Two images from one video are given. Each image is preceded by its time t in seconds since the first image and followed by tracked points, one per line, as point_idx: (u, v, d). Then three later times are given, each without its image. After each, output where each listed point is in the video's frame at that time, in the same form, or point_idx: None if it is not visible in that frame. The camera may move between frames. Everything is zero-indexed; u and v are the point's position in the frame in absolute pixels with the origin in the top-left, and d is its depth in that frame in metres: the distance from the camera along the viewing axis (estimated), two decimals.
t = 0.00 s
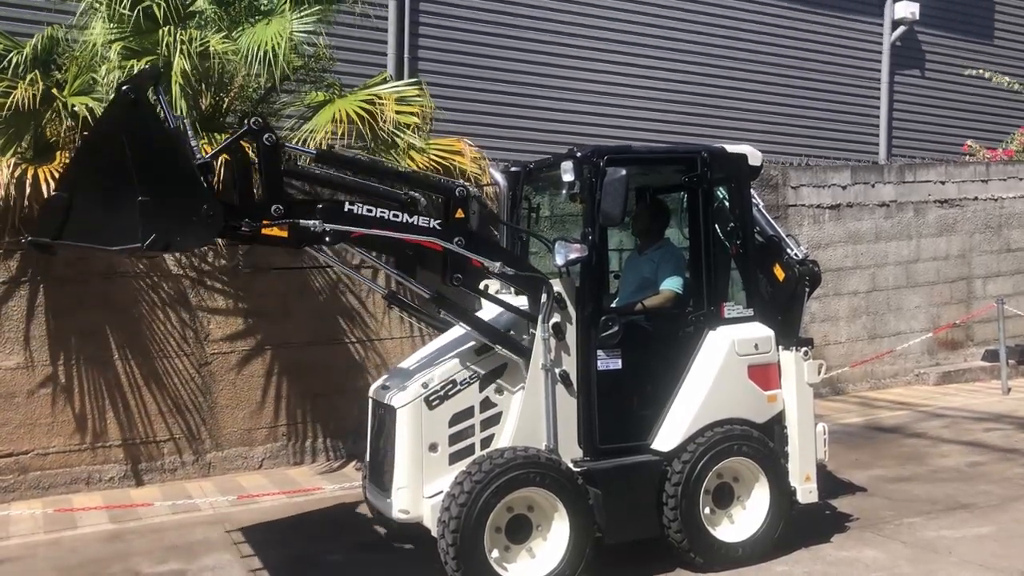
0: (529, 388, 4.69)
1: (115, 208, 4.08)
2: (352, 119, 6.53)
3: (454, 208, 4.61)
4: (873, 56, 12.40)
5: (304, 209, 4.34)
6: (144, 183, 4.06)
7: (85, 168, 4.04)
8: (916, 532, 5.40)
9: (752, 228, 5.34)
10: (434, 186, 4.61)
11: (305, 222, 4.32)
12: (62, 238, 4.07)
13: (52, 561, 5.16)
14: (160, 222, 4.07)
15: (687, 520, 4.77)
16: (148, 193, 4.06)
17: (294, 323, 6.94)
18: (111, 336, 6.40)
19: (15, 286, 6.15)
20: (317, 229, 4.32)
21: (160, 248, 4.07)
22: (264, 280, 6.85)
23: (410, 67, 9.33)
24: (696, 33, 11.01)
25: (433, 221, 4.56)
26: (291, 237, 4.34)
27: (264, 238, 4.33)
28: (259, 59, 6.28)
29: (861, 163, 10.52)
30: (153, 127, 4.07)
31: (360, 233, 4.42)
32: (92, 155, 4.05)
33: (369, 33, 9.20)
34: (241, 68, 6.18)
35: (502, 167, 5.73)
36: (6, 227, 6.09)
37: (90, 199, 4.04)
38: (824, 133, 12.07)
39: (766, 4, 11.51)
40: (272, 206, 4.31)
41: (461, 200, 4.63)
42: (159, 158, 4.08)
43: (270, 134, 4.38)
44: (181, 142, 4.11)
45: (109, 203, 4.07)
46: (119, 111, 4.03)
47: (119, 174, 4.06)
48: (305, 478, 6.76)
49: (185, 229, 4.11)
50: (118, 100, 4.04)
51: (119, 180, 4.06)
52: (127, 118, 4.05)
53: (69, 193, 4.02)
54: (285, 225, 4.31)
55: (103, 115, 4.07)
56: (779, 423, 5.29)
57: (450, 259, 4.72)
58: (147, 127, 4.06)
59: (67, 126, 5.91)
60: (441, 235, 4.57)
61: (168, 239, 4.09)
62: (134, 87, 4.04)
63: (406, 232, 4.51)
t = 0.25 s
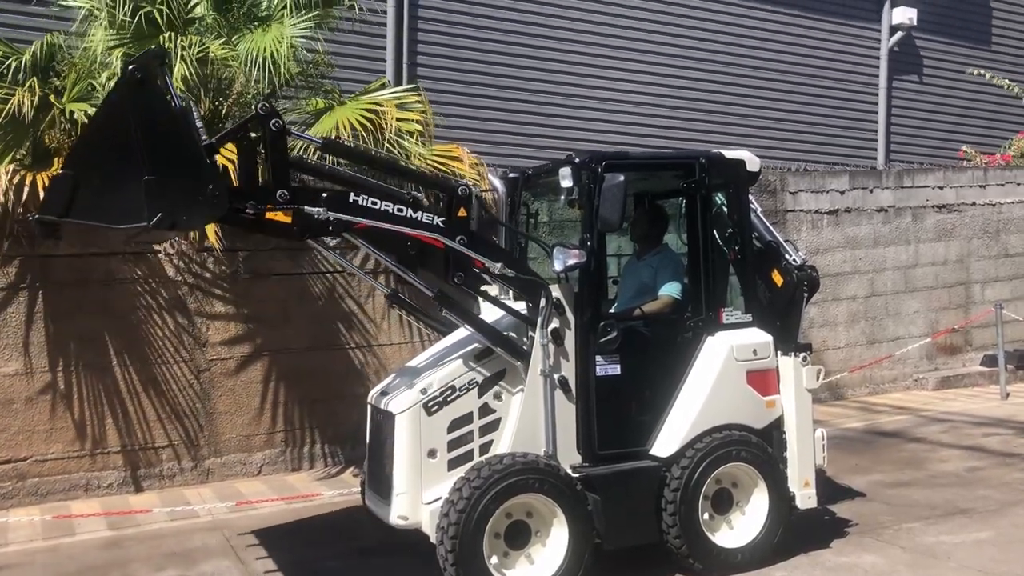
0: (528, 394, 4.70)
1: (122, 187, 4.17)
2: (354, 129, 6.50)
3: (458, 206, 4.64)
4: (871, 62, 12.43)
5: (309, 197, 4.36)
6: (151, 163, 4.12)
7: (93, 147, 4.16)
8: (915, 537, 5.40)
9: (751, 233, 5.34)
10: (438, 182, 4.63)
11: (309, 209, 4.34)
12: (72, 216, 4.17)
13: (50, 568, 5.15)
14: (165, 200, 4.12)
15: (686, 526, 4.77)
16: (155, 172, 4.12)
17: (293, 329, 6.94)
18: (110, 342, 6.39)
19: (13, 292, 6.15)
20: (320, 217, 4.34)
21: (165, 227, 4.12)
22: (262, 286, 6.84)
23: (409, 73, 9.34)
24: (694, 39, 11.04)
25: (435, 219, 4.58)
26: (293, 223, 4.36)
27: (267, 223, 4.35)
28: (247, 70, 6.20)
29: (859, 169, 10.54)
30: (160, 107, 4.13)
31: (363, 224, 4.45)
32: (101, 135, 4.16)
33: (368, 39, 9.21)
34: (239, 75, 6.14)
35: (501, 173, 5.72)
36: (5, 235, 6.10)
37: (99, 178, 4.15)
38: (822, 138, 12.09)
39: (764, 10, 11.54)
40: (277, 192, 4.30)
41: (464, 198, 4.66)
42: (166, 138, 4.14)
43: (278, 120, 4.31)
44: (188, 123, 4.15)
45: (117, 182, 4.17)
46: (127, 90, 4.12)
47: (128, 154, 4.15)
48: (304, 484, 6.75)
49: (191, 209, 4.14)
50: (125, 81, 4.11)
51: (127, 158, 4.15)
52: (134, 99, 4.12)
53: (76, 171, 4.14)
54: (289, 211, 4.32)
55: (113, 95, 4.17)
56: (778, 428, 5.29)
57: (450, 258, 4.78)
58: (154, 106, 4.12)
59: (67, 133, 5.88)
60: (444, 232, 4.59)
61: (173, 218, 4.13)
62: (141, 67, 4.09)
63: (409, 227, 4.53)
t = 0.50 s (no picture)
0: (528, 399, 4.70)
1: (129, 165, 4.08)
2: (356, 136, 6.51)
3: (460, 205, 4.75)
4: (869, 67, 12.45)
5: (315, 184, 4.43)
6: (160, 142, 4.09)
7: (100, 123, 4.01)
8: (914, 542, 5.39)
9: (749, 239, 5.35)
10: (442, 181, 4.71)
11: (315, 195, 4.39)
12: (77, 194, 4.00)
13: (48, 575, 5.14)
14: (176, 179, 4.11)
15: (685, 531, 4.76)
16: (164, 151, 4.09)
17: (292, 334, 6.94)
18: (108, 348, 6.39)
19: (13, 298, 6.14)
20: (325, 204, 4.39)
21: (175, 206, 4.11)
22: (261, 292, 6.85)
23: (407, 79, 9.36)
24: (692, 44, 11.06)
25: (440, 215, 4.64)
26: (298, 208, 4.40)
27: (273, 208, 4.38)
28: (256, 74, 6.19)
29: (857, 174, 10.56)
30: (170, 86, 4.10)
31: (369, 214, 4.51)
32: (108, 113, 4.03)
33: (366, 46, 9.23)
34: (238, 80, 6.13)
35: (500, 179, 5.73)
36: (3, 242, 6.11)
37: (107, 156, 4.03)
38: (820, 143, 12.10)
39: (762, 16, 11.56)
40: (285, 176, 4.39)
41: (467, 198, 4.75)
42: (175, 117, 4.11)
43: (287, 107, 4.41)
44: (197, 102, 4.15)
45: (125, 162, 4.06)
46: (136, 68, 4.04)
47: (135, 133, 4.08)
48: (302, 491, 6.74)
49: (201, 188, 4.15)
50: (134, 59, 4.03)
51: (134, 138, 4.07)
52: (142, 77, 4.05)
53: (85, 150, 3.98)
54: (295, 195, 4.37)
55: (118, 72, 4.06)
56: (777, 434, 5.31)
57: (453, 257, 4.75)
58: (163, 86, 4.08)
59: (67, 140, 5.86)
60: (448, 230, 4.64)
61: (183, 197, 4.12)
62: (150, 46, 4.03)
63: (414, 222, 4.59)
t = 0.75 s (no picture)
0: (528, 404, 4.71)
1: (141, 143, 4.05)
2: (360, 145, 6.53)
3: (465, 204, 4.83)
4: (867, 72, 12.48)
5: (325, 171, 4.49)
6: (172, 120, 4.08)
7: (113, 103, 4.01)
8: (914, 548, 5.39)
9: (748, 244, 5.33)
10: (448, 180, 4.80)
11: (324, 181, 4.44)
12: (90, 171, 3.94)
13: None
14: (187, 157, 4.08)
15: (685, 537, 4.76)
16: (175, 129, 4.07)
17: (291, 340, 6.94)
18: (108, 354, 6.39)
19: (13, 305, 6.15)
20: (333, 191, 4.42)
21: (187, 184, 4.07)
22: (260, 298, 6.85)
23: (406, 85, 9.37)
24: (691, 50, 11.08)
25: (446, 213, 4.72)
26: (306, 193, 4.42)
27: (281, 192, 4.38)
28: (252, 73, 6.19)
29: (856, 179, 10.58)
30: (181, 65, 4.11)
31: (377, 205, 4.56)
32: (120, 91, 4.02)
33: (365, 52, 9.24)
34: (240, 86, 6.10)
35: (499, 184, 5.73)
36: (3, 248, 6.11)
37: (119, 133, 4.00)
38: (818, 149, 12.12)
39: (760, 22, 11.59)
40: (295, 161, 4.43)
41: (471, 197, 4.85)
42: (186, 95, 4.11)
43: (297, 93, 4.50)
44: (207, 81, 4.16)
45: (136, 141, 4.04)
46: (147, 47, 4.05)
47: (147, 111, 4.06)
48: (302, 497, 6.73)
49: (213, 166, 4.12)
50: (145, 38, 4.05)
51: (145, 117, 4.06)
52: (155, 55, 4.06)
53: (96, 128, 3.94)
54: (304, 180, 4.41)
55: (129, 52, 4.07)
56: (777, 440, 5.29)
57: (457, 254, 4.74)
58: (174, 65, 4.09)
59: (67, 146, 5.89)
60: (453, 227, 4.71)
61: (194, 175, 4.09)
62: (162, 25, 4.06)
63: (421, 216, 4.65)
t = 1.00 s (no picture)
0: (526, 410, 4.70)
1: (157, 122, 4.06)
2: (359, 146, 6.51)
3: (471, 203, 4.81)
4: (866, 78, 12.50)
5: (337, 159, 4.51)
6: (187, 99, 4.09)
7: (130, 79, 3.99)
8: (914, 554, 5.38)
9: (747, 250, 5.34)
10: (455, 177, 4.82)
11: (333, 168, 4.49)
12: (106, 149, 3.95)
13: None
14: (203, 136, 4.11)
15: (684, 543, 4.75)
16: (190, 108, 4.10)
17: (290, 346, 6.94)
18: (107, 361, 6.38)
19: (12, 311, 6.14)
20: (343, 179, 4.49)
21: (203, 162, 4.11)
22: (260, 304, 6.85)
23: (405, 91, 9.38)
24: (690, 56, 11.11)
25: (453, 210, 4.74)
26: (316, 179, 4.49)
27: (292, 176, 4.46)
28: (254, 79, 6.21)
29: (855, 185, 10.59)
30: (194, 44, 4.13)
31: (385, 196, 4.61)
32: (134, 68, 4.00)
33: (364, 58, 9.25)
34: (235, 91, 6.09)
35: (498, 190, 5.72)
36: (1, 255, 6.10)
37: (135, 111, 4.00)
38: (817, 154, 12.13)
39: (759, 28, 11.61)
40: (306, 147, 4.47)
41: (477, 196, 4.83)
42: (200, 74, 4.13)
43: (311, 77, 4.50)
44: (221, 60, 4.20)
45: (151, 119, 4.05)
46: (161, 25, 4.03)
47: (163, 90, 4.07)
48: (301, 503, 6.72)
49: (228, 146, 4.17)
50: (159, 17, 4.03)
51: (160, 95, 4.06)
52: (171, 34, 4.06)
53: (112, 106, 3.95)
54: (315, 166, 4.47)
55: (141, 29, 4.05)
56: (776, 445, 5.31)
57: (464, 253, 4.78)
58: (188, 44, 4.11)
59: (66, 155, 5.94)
60: (459, 225, 4.73)
61: (210, 154, 4.11)
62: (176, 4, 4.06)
63: (428, 211, 4.69)
